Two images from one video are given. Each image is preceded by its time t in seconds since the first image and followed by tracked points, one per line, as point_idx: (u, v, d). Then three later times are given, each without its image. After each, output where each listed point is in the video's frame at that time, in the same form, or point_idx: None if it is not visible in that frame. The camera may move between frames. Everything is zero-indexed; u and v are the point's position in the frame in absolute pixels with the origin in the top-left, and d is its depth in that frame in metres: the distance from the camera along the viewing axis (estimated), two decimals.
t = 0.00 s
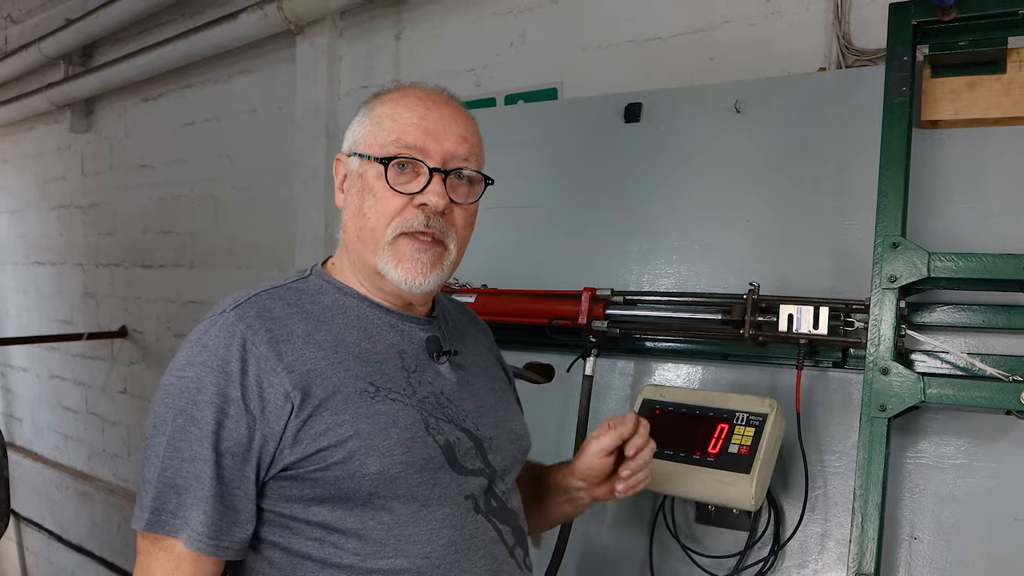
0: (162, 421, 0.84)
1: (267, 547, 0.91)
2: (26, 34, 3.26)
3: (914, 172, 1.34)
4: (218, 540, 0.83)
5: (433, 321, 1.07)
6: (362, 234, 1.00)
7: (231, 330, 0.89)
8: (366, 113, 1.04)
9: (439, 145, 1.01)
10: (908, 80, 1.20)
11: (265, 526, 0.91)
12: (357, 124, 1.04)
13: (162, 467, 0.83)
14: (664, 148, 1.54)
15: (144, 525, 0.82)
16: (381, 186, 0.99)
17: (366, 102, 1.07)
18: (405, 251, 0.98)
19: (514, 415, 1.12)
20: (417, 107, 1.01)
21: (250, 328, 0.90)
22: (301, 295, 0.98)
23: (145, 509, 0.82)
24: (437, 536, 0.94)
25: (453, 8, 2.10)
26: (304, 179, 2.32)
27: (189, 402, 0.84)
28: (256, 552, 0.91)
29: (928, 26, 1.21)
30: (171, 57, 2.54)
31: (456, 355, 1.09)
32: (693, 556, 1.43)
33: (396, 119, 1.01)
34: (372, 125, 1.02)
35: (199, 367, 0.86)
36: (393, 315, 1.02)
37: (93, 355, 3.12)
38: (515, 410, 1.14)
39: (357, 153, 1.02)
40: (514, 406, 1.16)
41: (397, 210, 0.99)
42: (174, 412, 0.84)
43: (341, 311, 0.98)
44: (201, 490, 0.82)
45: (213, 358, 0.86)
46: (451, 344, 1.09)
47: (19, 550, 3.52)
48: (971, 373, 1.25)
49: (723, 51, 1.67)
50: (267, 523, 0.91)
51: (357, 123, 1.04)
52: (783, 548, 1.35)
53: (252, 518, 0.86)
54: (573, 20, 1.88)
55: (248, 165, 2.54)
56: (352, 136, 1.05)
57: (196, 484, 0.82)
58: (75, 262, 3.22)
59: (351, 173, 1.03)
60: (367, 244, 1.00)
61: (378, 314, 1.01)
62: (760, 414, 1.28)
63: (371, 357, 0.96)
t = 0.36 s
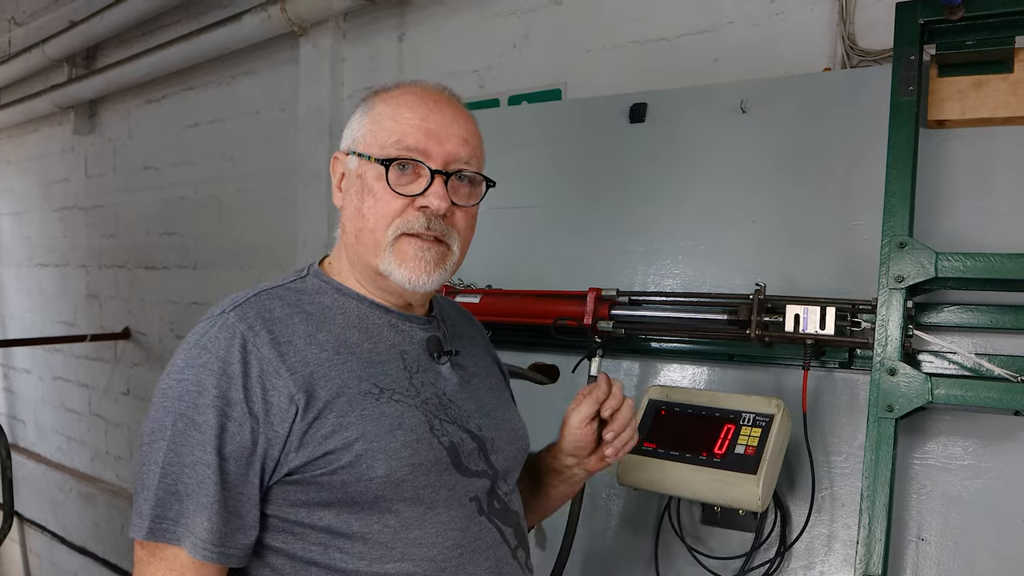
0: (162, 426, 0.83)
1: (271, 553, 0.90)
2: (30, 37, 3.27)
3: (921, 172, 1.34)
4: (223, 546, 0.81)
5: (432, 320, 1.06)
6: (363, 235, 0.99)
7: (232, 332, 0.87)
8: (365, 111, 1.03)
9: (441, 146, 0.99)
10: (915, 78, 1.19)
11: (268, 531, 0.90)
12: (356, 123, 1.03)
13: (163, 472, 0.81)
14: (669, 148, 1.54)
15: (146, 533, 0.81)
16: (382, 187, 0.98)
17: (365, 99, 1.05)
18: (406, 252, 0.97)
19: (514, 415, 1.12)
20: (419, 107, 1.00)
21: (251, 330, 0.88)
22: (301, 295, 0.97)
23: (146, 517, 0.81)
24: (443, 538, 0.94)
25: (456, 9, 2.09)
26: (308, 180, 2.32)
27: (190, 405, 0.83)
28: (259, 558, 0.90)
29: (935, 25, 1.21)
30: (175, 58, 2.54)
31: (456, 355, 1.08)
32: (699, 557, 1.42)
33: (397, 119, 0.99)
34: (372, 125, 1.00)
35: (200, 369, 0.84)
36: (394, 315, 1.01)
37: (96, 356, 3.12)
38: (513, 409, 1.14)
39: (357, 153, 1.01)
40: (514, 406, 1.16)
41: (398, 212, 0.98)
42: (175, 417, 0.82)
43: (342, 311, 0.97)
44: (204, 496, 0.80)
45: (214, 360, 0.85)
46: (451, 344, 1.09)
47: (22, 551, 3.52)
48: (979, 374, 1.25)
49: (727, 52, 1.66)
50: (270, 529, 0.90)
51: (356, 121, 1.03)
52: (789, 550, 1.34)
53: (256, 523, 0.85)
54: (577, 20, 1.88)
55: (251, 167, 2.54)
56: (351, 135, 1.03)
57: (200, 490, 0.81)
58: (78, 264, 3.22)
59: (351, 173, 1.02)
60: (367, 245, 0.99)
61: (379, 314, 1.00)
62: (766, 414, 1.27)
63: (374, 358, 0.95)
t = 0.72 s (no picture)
0: (154, 422, 0.82)
1: (265, 551, 0.88)
2: (31, 29, 3.26)
3: (924, 165, 1.33)
4: (216, 544, 0.81)
5: (430, 313, 1.05)
6: (356, 223, 0.98)
7: (225, 327, 0.86)
8: (349, 99, 1.02)
9: (427, 126, 0.98)
10: (919, 71, 1.19)
11: (262, 528, 0.88)
12: (341, 111, 1.02)
13: (156, 469, 0.81)
14: (672, 141, 1.54)
15: (139, 531, 0.80)
16: (372, 173, 0.97)
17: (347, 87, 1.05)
18: (402, 238, 0.97)
19: (513, 411, 1.10)
20: (402, 89, 0.99)
21: (245, 324, 0.87)
22: (296, 288, 0.96)
23: (139, 514, 0.80)
24: (440, 536, 0.92)
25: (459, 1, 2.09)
26: (310, 173, 2.32)
27: (182, 400, 0.82)
28: (254, 555, 0.89)
29: (939, 16, 1.21)
30: (176, 51, 2.53)
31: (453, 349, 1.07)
32: (701, 549, 1.42)
33: (381, 103, 0.98)
34: (356, 111, 1.00)
35: (193, 364, 0.84)
36: (393, 308, 1.00)
37: (99, 349, 3.13)
38: (513, 405, 1.12)
39: (344, 141, 1.00)
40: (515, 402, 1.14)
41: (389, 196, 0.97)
42: (167, 412, 0.82)
43: (337, 305, 0.96)
44: (198, 493, 0.80)
45: (206, 355, 0.84)
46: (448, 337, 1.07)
47: (26, 543, 3.54)
48: (981, 367, 1.25)
49: (730, 44, 1.66)
50: (265, 526, 0.88)
51: (342, 109, 1.02)
52: (791, 542, 1.34)
53: (250, 520, 0.84)
54: (580, 13, 1.87)
55: (253, 160, 2.54)
56: (336, 124, 1.03)
57: (193, 486, 0.80)
58: (81, 257, 3.22)
59: (339, 162, 1.01)
60: (360, 231, 0.97)
61: (377, 307, 0.99)
62: (768, 407, 1.27)
63: (369, 352, 0.94)
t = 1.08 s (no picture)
0: (132, 429, 0.83)
1: (245, 560, 0.90)
2: (34, 26, 3.26)
3: (927, 161, 1.33)
4: (194, 556, 0.81)
5: (420, 316, 1.02)
6: (397, 249, 0.92)
7: (203, 331, 0.86)
8: (401, 111, 0.92)
9: (489, 166, 0.95)
10: (922, 66, 1.19)
11: (241, 539, 0.90)
12: (388, 122, 0.93)
13: (133, 478, 0.82)
14: (674, 137, 1.53)
15: (116, 542, 0.82)
16: (428, 204, 0.92)
17: (390, 90, 0.94)
18: (444, 272, 0.96)
19: (506, 420, 1.08)
20: (468, 121, 0.93)
21: (224, 329, 0.87)
22: (281, 289, 0.94)
23: (117, 525, 0.82)
24: (420, 549, 0.92)
25: None
26: (312, 170, 2.32)
27: (160, 409, 0.82)
28: (235, 564, 0.90)
29: (943, 13, 1.20)
30: (178, 48, 2.53)
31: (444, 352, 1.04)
32: (703, 546, 1.42)
33: (449, 132, 0.92)
34: (415, 130, 0.91)
35: (170, 372, 0.84)
36: (381, 312, 0.97)
37: (102, 346, 3.13)
38: (507, 412, 1.09)
39: (395, 159, 0.91)
40: (509, 407, 1.12)
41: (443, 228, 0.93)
42: (145, 419, 0.82)
43: (321, 309, 0.94)
44: (174, 504, 0.80)
45: (184, 361, 0.84)
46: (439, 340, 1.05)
47: (30, 540, 3.55)
48: (985, 363, 1.24)
49: (733, 40, 1.65)
50: (244, 536, 0.90)
51: (391, 117, 0.93)
52: (794, 539, 1.34)
53: (229, 531, 0.85)
54: (582, 9, 1.86)
55: (256, 157, 2.54)
56: (381, 130, 0.93)
57: (170, 497, 0.81)
58: (84, 254, 3.23)
59: (381, 177, 0.92)
60: (405, 261, 0.93)
61: (363, 310, 0.96)
62: (771, 404, 1.27)
63: (353, 359, 0.92)
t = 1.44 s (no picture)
0: (139, 428, 0.82)
1: (247, 565, 0.90)
2: (36, 25, 3.27)
3: (931, 160, 1.33)
4: (198, 561, 0.81)
5: (432, 324, 1.03)
6: (397, 239, 0.92)
7: (218, 333, 0.85)
8: (403, 102, 0.94)
9: (492, 156, 0.94)
10: (927, 65, 1.18)
11: (245, 545, 0.90)
12: (391, 115, 0.94)
13: (137, 480, 0.80)
14: (678, 136, 1.53)
15: (114, 545, 0.80)
16: (427, 193, 0.91)
17: (395, 87, 0.96)
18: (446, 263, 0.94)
19: (513, 434, 1.09)
20: (469, 109, 0.93)
21: (240, 331, 0.86)
22: (294, 292, 0.94)
23: (117, 527, 0.80)
24: (426, 562, 0.93)
25: None
26: (315, 169, 2.32)
27: (170, 411, 0.81)
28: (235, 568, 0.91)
29: (948, 11, 1.19)
30: (181, 46, 2.53)
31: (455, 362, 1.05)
32: (707, 545, 1.42)
33: (448, 120, 0.92)
34: (414, 120, 0.92)
35: (183, 373, 0.83)
36: (394, 318, 0.98)
37: (104, 345, 3.14)
38: (512, 424, 1.11)
39: (395, 149, 0.92)
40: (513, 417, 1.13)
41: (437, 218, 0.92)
42: (153, 419, 0.81)
43: (337, 314, 0.94)
44: (181, 508, 0.80)
45: (197, 362, 0.83)
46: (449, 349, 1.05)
47: (32, 537, 3.56)
48: (989, 363, 1.24)
49: (736, 38, 1.65)
50: (248, 542, 0.90)
51: (394, 108, 0.94)
52: (798, 538, 1.34)
53: (232, 537, 0.85)
54: (585, 8, 1.86)
55: (258, 155, 2.54)
56: (386, 122, 0.94)
57: (176, 501, 0.80)
58: (86, 252, 3.23)
59: (382, 168, 0.93)
60: (399, 251, 0.92)
61: (377, 316, 0.97)
62: (775, 403, 1.27)
63: (367, 368, 0.92)
